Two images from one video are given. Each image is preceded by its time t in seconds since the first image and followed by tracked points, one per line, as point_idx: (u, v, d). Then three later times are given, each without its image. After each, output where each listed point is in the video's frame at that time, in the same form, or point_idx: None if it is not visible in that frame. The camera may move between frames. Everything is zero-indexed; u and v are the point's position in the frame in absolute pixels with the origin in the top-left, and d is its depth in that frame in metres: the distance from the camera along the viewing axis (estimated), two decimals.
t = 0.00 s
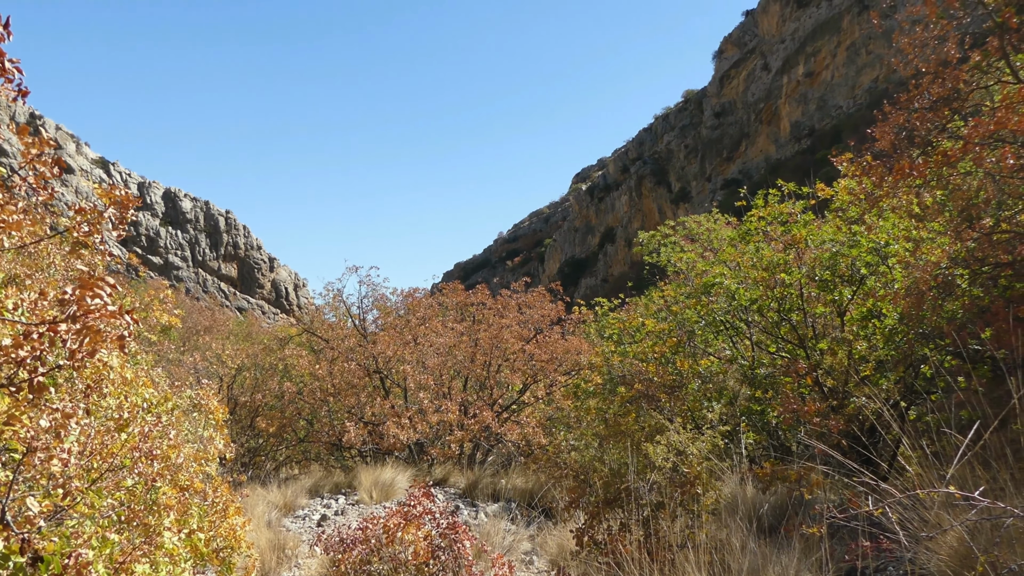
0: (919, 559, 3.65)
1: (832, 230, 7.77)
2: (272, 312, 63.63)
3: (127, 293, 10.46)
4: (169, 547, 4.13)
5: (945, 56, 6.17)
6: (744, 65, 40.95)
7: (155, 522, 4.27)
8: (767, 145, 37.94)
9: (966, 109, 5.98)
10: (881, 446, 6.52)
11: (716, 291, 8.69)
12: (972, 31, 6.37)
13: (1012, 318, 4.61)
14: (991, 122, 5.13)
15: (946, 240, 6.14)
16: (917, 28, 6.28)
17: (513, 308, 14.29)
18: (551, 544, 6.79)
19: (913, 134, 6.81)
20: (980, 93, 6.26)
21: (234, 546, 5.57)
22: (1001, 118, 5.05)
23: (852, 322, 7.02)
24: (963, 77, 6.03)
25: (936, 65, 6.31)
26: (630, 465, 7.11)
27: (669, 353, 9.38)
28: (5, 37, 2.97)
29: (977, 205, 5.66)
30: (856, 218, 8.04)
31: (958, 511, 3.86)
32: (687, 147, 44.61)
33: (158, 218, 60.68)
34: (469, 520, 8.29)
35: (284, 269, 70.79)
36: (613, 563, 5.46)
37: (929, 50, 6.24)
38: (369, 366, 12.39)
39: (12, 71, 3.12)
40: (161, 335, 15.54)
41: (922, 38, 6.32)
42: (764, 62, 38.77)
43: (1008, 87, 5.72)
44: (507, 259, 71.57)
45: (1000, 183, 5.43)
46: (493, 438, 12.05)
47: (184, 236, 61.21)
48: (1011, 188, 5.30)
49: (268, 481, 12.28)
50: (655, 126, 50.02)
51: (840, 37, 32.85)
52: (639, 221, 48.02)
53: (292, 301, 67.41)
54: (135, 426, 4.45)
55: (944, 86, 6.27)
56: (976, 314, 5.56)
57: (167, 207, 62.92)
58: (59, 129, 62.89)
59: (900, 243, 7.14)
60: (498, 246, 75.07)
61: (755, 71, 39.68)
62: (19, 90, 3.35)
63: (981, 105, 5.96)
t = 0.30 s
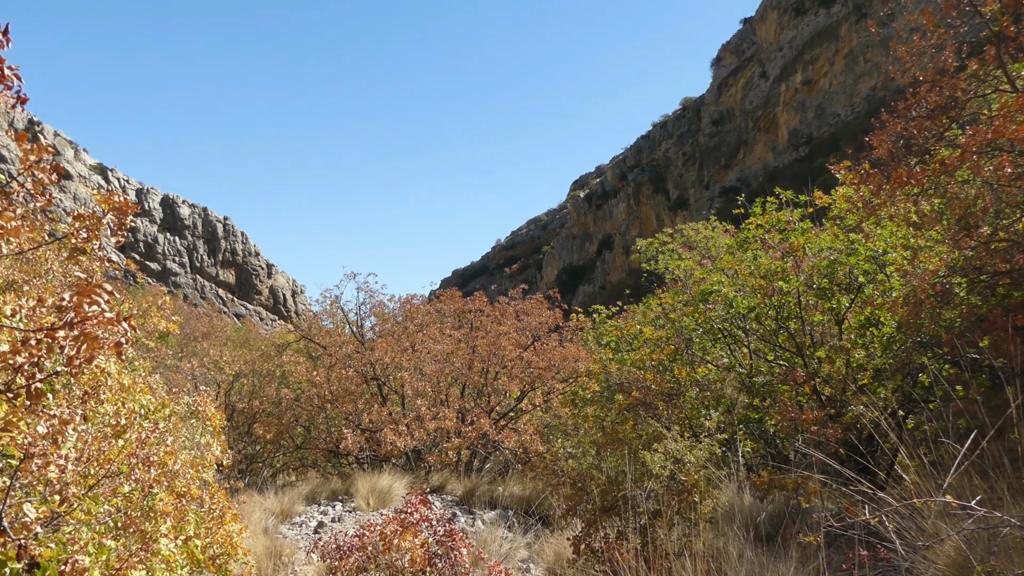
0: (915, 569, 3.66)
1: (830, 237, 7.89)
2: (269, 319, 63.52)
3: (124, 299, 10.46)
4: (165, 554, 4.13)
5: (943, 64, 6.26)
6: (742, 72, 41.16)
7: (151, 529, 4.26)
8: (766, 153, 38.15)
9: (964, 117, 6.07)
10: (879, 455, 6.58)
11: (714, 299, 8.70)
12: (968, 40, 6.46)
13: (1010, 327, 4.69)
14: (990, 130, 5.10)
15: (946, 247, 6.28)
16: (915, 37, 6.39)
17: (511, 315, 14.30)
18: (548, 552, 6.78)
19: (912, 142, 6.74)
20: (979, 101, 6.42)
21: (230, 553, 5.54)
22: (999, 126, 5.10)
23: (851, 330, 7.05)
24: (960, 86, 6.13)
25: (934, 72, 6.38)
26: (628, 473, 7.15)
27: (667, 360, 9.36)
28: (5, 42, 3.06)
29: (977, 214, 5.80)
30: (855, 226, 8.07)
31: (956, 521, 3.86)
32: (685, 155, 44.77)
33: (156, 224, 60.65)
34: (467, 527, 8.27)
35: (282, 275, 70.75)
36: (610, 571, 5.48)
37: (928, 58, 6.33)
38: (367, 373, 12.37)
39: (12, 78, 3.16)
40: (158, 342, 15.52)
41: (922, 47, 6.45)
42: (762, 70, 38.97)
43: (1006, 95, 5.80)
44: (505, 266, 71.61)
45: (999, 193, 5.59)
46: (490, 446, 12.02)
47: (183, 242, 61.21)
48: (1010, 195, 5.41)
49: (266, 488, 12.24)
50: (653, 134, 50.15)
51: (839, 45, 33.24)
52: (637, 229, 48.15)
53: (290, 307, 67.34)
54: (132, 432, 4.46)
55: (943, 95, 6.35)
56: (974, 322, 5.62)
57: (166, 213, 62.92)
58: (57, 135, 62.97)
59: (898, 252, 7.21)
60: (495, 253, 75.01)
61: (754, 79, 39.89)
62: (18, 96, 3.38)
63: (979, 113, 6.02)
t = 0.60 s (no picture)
0: None
1: (826, 250, 7.90)
2: (266, 331, 63.38)
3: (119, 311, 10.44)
4: (161, 566, 4.14)
5: (939, 75, 6.38)
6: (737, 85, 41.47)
7: (148, 541, 4.23)
8: (762, 165, 38.45)
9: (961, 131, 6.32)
10: (876, 468, 6.64)
11: (711, 311, 8.61)
12: (966, 52, 6.60)
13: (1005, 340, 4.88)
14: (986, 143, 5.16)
15: (942, 261, 6.48)
16: (911, 49, 6.54)
17: (507, 327, 14.30)
18: (544, 564, 6.76)
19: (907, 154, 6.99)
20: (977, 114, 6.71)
21: (226, 565, 5.55)
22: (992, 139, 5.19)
23: (847, 343, 7.17)
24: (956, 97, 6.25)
25: (931, 84, 6.44)
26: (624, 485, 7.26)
27: (663, 373, 9.37)
28: (2, 57, 3.10)
29: (973, 226, 6.15)
30: (850, 238, 8.17)
31: (953, 535, 3.87)
32: (681, 167, 45.01)
33: (152, 236, 60.58)
34: (462, 540, 8.25)
35: (278, 288, 70.67)
36: None
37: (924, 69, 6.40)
38: (363, 385, 12.35)
39: (10, 91, 3.20)
40: (155, 354, 15.49)
41: (918, 59, 6.59)
42: (758, 82, 39.30)
43: (1002, 107, 5.96)
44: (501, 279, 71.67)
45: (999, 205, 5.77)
46: (486, 458, 11.98)
47: (179, 254, 61.12)
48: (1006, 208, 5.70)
49: (261, 501, 12.17)
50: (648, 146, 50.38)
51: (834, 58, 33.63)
52: (633, 241, 48.39)
53: (286, 320, 67.18)
54: (129, 445, 4.47)
55: (938, 107, 6.42)
56: (971, 335, 5.86)
57: (162, 226, 62.88)
58: (54, 147, 63.00)
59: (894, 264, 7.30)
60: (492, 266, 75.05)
61: (749, 91, 40.14)
62: (15, 109, 3.42)
63: (976, 125, 6.11)
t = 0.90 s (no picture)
0: None
1: (825, 263, 7.94)
2: (264, 344, 63.19)
3: (118, 323, 10.47)
4: None
5: (938, 89, 6.54)
6: (734, 98, 41.65)
7: (146, 554, 4.33)
8: (760, 179, 38.70)
9: (961, 143, 6.45)
10: (875, 482, 6.67)
11: (708, 324, 8.65)
12: (965, 65, 6.74)
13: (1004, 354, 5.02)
14: (985, 156, 5.25)
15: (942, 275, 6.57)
16: (909, 63, 6.69)
17: (505, 340, 14.31)
18: None
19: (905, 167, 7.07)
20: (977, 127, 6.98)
21: None
22: (995, 153, 5.24)
23: (845, 357, 7.21)
24: (955, 111, 6.37)
25: (931, 98, 6.62)
26: (623, 499, 7.35)
27: (661, 387, 9.37)
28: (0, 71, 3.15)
29: (974, 240, 6.32)
30: (849, 252, 8.24)
31: (954, 551, 3.87)
32: (678, 181, 45.26)
33: (150, 249, 60.58)
34: (459, 553, 8.21)
35: (276, 300, 70.53)
36: None
37: (924, 83, 6.57)
38: (360, 399, 12.33)
39: (7, 104, 3.27)
40: (152, 366, 15.47)
41: (916, 72, 6.74)
42: (756, 95, 39.51)
43: (1002, 120, 6.09)
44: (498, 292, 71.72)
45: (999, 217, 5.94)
46: (483, 471, 11.95)
47: (177, 267, 61.09)
48: (1007, 223, 5.84)
49: (258, 514, 12.11)
50: (646, 160, 50.50)
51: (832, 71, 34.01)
52: (631, 255, 48.58)
53: (283, 332, 67.04)
54: (126, 458, 4.48)
55: (938, 120, 6.59)
56: (970, 349, 5.97)
57: (161, 238, 62.85)
58: (52, 161, 63.02)
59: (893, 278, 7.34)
60: (489, 279, 74.99)
61: (747, 104, 40.23)
62: (15, 121, 3.48)
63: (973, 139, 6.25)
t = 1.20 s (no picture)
0: None
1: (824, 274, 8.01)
2: (263, 355, 63.07)
3: (117, 335, 10.49)
4: None
5: (939, 100, 6.69)
6: (733, 109, 41.89)
7: (145, 565, 4.40)
8: (759, 191, 38.94)
9: (961, 154, 6.52)
10: (876, 494, 6.68)
11: (707, 336, 8.62)
12: (965, 76, 6.83)
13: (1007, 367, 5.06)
14: (987, 168, 5.32)
15: (941, 287, 6.61)
16: (910, 74, 6.88)
17: (503, 352, 14.34)
18: None
19: (904, 179, 7.19)
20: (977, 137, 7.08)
21: None
22: (995, 165, 5.28)
23: (844, 369, 7.24)
24: (956, 122, 6.46)
25: (931, 109, 6.80)
26: (622, 511, 7.38)
27: (660, 399, 9.37)
28: None
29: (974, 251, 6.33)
30: (848, 264, 8.29)
31: (954, 563, 3.88)
32: (677, 192, 45.42)
33: (150, 260, 60.65)
34: (459, 565, 8.20)
35: (275, 312, 70.48)
36: None
37: (925, 94, 6.76)
38: (359, 410, 12.32)
39: (6, 115, 3.34)
40: (151, 378, 15.46)
41: (917, 84, 6.91)
42: (756, 107, 39.68)
43: (1002, 131, 6.22)
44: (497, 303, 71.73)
45: (995, 230, 6.09)
46: (482, 483, 11.91)
47: (177, 279, 61.12)
48: (1007, 234, 5.86)
49: (257, 525, 12.08)
50: (645, 171, 50.66)
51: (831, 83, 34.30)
52: (630, 266, 48.70)
53: (282, 344, 66.95)
54: (126, 469, 4.49)
55: (938, 131, 6.75)
56: (970, 361, 6.00)
57: (161, 250, 62.92)
58: (52, 173, 63.10)
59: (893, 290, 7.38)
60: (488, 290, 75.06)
61: (746, 115, 40.34)
62: (14, 133, 3.54)
63: (973, 150, 6.36)
